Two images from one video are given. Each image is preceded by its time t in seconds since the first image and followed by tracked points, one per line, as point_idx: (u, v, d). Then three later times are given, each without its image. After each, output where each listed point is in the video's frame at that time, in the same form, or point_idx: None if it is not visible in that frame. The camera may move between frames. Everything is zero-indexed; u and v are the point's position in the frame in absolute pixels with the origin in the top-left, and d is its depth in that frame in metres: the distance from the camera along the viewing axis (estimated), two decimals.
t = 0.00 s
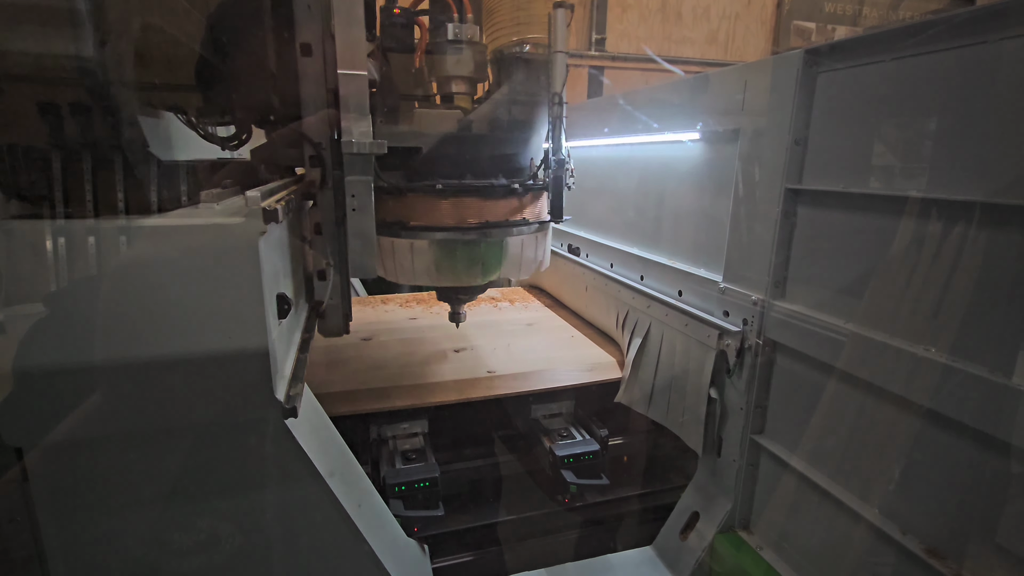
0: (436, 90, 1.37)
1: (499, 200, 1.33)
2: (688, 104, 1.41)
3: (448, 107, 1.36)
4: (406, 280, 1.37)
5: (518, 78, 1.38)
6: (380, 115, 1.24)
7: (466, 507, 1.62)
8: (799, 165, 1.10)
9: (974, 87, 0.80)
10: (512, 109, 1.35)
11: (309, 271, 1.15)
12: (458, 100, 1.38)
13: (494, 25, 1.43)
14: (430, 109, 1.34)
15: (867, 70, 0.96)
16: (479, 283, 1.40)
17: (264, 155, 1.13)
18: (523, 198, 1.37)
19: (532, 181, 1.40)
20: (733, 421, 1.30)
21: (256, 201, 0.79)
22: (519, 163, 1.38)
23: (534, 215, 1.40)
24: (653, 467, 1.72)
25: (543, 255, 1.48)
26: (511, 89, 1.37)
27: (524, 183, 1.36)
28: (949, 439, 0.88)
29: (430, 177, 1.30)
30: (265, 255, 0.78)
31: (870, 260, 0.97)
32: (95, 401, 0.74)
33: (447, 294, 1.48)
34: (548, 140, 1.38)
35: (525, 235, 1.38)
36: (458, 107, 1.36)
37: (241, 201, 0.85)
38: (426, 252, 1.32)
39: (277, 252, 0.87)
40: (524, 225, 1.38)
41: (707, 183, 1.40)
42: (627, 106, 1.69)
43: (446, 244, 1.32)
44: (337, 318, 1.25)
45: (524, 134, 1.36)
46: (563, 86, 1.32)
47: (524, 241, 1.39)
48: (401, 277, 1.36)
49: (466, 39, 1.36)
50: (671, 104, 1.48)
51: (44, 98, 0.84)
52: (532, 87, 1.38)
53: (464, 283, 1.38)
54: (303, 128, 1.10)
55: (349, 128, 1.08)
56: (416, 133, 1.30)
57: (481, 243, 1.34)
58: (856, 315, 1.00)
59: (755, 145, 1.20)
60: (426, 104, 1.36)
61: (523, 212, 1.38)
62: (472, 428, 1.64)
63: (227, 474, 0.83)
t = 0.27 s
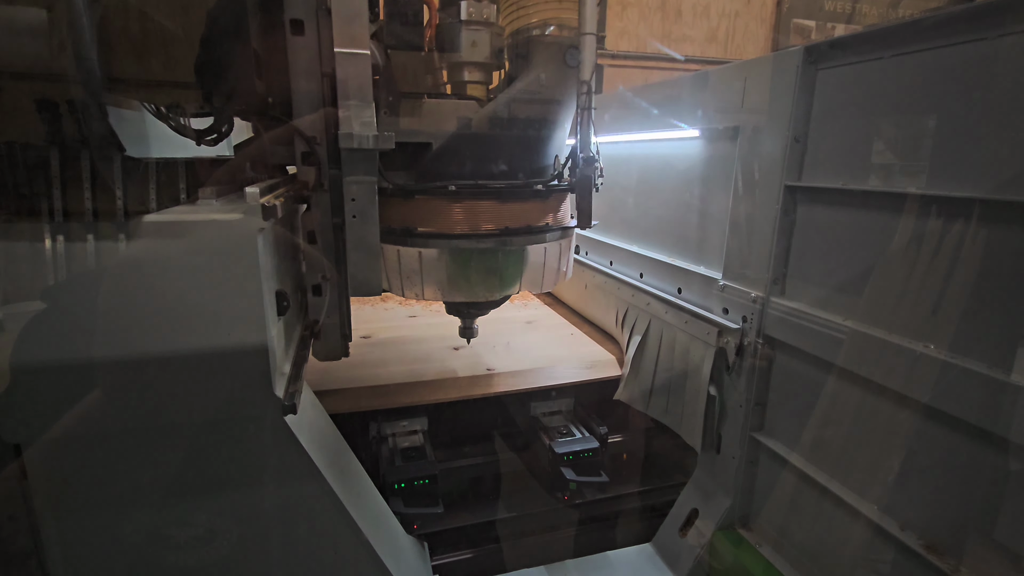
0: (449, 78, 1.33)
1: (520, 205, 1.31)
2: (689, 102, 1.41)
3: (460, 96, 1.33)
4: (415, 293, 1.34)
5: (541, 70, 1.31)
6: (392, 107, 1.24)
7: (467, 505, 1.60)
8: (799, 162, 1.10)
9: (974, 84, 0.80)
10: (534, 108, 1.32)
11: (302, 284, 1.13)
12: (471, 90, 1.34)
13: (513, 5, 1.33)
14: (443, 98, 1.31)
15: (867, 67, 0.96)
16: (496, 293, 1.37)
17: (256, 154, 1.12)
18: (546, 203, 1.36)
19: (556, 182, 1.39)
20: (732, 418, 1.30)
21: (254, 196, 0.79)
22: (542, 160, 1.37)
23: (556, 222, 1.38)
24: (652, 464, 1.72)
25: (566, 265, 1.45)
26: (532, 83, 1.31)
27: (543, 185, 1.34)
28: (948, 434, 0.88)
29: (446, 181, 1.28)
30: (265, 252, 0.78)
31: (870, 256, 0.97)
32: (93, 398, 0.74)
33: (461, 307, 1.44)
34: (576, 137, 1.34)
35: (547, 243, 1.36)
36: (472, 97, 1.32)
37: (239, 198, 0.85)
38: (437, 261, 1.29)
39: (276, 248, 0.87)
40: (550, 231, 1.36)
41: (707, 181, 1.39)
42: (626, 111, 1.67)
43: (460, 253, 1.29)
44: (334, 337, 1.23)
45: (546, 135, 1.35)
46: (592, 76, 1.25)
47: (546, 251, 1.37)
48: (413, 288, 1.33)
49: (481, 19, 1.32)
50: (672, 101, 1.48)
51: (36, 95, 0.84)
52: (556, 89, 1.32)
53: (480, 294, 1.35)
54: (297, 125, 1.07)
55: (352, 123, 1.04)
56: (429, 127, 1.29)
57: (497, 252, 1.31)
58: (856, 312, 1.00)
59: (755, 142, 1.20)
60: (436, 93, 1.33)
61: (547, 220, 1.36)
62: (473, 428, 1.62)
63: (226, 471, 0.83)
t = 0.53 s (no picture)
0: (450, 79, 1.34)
1: (521, 205, 1.31)
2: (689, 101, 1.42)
3: (461, 97, 1.33)
4: (415, 294, 1.34)
5: (542, 70, 1.32)
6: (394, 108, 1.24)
7: (467, 505, 1.59)
8: (798, 159, 1.10)
9: (973, 80, 0.80)
10: (535, 107, 1.33)
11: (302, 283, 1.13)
12: (473, 90, 1.34)
13: (513, 4, 1.34)
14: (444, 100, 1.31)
15: (866, 64, 0.96)
16: (497, 295, 1.37)
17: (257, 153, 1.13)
18: (548, 203, 1.36)
19: (557, 183, 1.39)
20: (733, 417, 1.30)
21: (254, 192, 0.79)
22: (543, 160, 1.38)
23: (557, 223, 1.38)
24: (653, 464, 1.72)
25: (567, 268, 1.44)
26: (533, 82, 1.32)
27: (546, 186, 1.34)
28: (950, 431, 0.88)
29: (447, 181, 1.28)
30: (265, 248, 0.78)
31: (870, 253, 0.97)
32: (91, 395, 0.74)
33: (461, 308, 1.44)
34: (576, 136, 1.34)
35: (550, 244, 1.36)
36: (473, 97, 1.33)
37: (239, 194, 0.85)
38: (437, 262, 1.28)
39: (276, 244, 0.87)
40: (551, 232, 1.36)
41: (708, 180, 1.39)
42: (627, 111, 1.67)
43: (461, 254, 1.29)
44: (333, 338, 1.22)
45: (546, 135, 1.36)
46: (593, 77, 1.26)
47: (548, 251, 1.37)
48: (413, 290, 1.33)
49: (481, 19, 1.31)
50: (672, 100, 1.48)
51: (42, 99, 0.79)
52: (555, 89, 1.33)
53: (481, 295, 1.35)
54: (296, 121, 1.07)
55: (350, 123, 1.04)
56: (429, 126, 1.29)
57: (499, 253, 1.31)
58: (857, 309, 1.00)
59: (755, 141, 1.20)
60: (438, 93, 1.32)
61: (549, 220, 1.36)
62: (472, 425, 1.62)
63: (226, 468, 0.83)
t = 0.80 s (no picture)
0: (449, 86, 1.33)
1: (522, 211, 1.28)
2: (689, 91, 1.41)
3: (461, 103, 1.33)
4: (414, 298, 1.32)
5: (543, 69, 1.30)
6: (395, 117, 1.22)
7: (466, 497, 1.58)
8: (798, 147, 1.10)
9: (974, 62, 0.80)
10: (534, 115, 1.32)
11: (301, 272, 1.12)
12: (472, 95, 1.33)
13: (513, 10, 1.32)
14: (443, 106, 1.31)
15: (866, 49, 0.95)
16: (498, 299, 1.35)
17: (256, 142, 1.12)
18: (549, 208, 1.33)
19: (557, 188, 1.37)
20: (735, 408, 1.29)
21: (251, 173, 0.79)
22: (542, 169, 1.37)
23: (557, 227, 1.37)
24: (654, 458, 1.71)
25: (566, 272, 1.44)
26: (533, 89, 1.31)
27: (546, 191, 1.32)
28: (953, 416, 0.87)
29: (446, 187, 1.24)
30: (263, 231, 0.78)
31: (872, 239, 0.96)
32: (87, 378, 0.73)
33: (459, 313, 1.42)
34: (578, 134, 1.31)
35: (550, 249, 1.35)
36: (473, 104, 1.32)
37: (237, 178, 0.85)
38: (437, 267, 1.26)
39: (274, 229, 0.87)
40: (551, 236, 1.34)
41: (708, 171, 1.39)
42: (626, 99, 1.68)
43: (461, 258, 1.26)
44: (333, 326, 1.21)
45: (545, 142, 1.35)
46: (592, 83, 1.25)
47: (548, 257, 1.35)
48: (414, 296, 1.31)
49: (481, 26, 1.29)
50: (671, 92, 1.48)
51: (49, 98, 0.71)
52: (556, 92, 1.31)
53: (481, 300, 1.33)
54: (295, 110, 1.06)
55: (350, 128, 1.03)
56: (429, 132, 1.28)
57: (499, 257, 1.28)
58: (859, 296, 0.99)
59: (755, 130, 1.19)
60: (438, 99, 1.32)
61: (549, 224, 1.34)
62: (472, 418, 1.62)
63: (225, 453, 0.82)
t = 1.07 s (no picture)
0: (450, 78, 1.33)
1: (523, 201, 1.29)
2: (690, 84, 1.41)
3: (461, 95, 1.33)
4: (415, 289, 1.32)
5: (542, 60, 1.31)
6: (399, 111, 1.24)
7: (467, 494, 1.58)
8: (800, 134, 1.10)
9: (975, 42, 0.80)
10: (535, 110, 1.33)
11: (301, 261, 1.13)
12: (473, 88, 1.33)
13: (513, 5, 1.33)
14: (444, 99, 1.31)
15: (867, 34, 0.96)
16: (500, 290, 1.35)
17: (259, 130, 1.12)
18: (549, 199, 1.34)
19: (559, 179, 1.35)
20: (737, 399, 1.28)
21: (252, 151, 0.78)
22: (542, 161, 1.38)
23: (560, 219, 1.37)
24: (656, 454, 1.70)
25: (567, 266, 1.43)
26: (533, 85, 1.31)
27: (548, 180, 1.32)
28: (958, 398, 0.87)
29: (447, 175, 1.24)
30: (264, 210, 0.77)
31: (874, 224, 0.96)
32: (88, 357, 0.73)
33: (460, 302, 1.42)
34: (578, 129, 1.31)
35: (551, 241, 1.34)
36: (475, 95, 1.32)
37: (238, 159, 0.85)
38: (438, 257, 1.26)
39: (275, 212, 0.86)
40: (552, 228, 1.34)
41: (710, 162, 1.39)
42: (627, 93, 1.69)
43: (462, 249, 1.26)
44: (333, 317, 1.20)
45: (547, 134, 1.36)
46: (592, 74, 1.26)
47: (549, 249, 1.35)
48: (416, 287, 1.31)
49: (481, 18, 1.29)
50: (672, 85, 1.48)
51: (52, 101, 0.68)
52: (556, 89, 1.33)
53: (482, 291, 1.33)
54: (297, 97, 1.05)
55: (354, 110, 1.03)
56: (431, 126, 1.30)
57: (500, 248, 1.28)
58: (862, 281, 0.99)
59: (756, 119, 1.19)
60: (439, 91, 1.33)
61: (549, 216, 1.35)
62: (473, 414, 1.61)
63: (226, 436, 0.82)
